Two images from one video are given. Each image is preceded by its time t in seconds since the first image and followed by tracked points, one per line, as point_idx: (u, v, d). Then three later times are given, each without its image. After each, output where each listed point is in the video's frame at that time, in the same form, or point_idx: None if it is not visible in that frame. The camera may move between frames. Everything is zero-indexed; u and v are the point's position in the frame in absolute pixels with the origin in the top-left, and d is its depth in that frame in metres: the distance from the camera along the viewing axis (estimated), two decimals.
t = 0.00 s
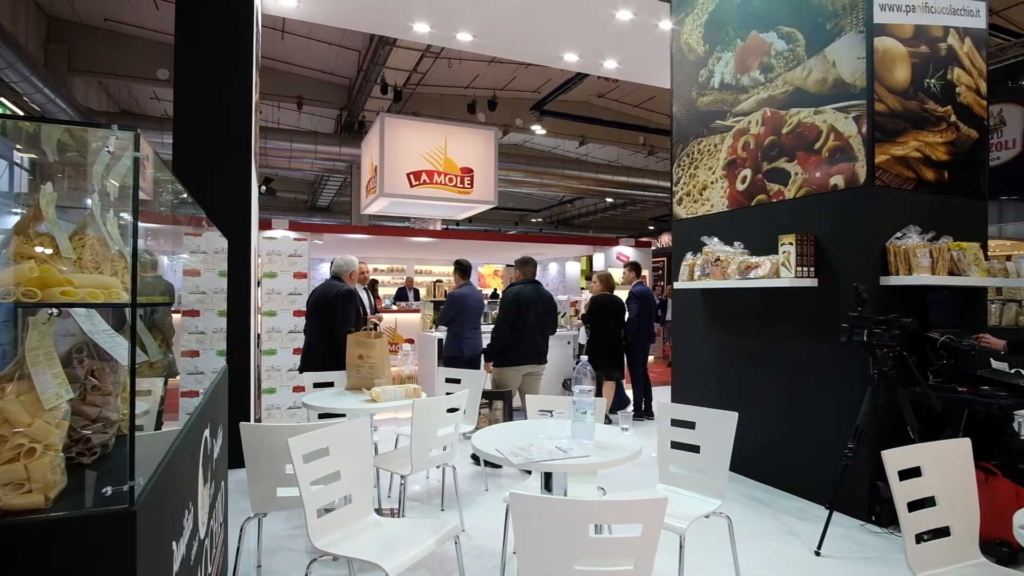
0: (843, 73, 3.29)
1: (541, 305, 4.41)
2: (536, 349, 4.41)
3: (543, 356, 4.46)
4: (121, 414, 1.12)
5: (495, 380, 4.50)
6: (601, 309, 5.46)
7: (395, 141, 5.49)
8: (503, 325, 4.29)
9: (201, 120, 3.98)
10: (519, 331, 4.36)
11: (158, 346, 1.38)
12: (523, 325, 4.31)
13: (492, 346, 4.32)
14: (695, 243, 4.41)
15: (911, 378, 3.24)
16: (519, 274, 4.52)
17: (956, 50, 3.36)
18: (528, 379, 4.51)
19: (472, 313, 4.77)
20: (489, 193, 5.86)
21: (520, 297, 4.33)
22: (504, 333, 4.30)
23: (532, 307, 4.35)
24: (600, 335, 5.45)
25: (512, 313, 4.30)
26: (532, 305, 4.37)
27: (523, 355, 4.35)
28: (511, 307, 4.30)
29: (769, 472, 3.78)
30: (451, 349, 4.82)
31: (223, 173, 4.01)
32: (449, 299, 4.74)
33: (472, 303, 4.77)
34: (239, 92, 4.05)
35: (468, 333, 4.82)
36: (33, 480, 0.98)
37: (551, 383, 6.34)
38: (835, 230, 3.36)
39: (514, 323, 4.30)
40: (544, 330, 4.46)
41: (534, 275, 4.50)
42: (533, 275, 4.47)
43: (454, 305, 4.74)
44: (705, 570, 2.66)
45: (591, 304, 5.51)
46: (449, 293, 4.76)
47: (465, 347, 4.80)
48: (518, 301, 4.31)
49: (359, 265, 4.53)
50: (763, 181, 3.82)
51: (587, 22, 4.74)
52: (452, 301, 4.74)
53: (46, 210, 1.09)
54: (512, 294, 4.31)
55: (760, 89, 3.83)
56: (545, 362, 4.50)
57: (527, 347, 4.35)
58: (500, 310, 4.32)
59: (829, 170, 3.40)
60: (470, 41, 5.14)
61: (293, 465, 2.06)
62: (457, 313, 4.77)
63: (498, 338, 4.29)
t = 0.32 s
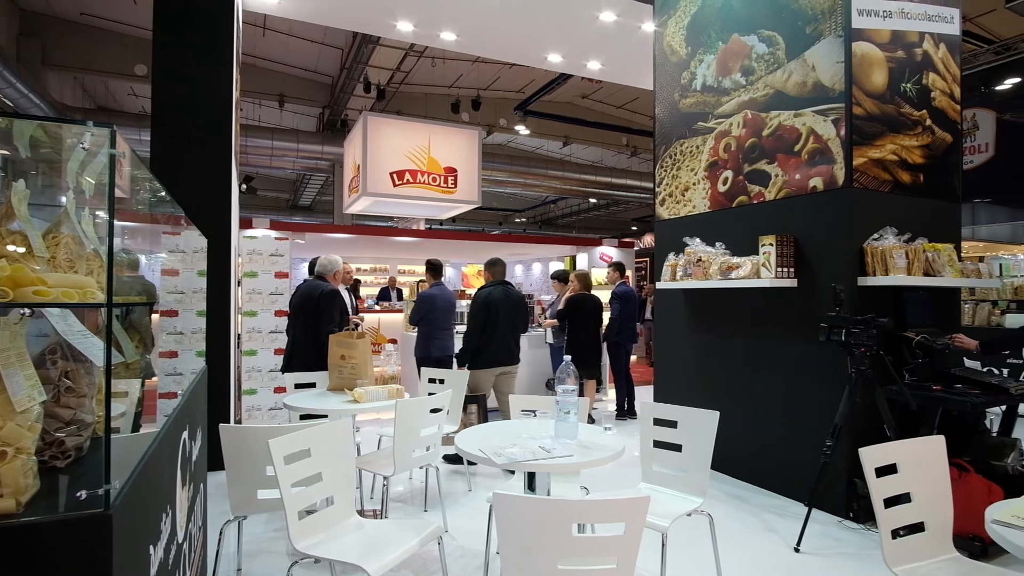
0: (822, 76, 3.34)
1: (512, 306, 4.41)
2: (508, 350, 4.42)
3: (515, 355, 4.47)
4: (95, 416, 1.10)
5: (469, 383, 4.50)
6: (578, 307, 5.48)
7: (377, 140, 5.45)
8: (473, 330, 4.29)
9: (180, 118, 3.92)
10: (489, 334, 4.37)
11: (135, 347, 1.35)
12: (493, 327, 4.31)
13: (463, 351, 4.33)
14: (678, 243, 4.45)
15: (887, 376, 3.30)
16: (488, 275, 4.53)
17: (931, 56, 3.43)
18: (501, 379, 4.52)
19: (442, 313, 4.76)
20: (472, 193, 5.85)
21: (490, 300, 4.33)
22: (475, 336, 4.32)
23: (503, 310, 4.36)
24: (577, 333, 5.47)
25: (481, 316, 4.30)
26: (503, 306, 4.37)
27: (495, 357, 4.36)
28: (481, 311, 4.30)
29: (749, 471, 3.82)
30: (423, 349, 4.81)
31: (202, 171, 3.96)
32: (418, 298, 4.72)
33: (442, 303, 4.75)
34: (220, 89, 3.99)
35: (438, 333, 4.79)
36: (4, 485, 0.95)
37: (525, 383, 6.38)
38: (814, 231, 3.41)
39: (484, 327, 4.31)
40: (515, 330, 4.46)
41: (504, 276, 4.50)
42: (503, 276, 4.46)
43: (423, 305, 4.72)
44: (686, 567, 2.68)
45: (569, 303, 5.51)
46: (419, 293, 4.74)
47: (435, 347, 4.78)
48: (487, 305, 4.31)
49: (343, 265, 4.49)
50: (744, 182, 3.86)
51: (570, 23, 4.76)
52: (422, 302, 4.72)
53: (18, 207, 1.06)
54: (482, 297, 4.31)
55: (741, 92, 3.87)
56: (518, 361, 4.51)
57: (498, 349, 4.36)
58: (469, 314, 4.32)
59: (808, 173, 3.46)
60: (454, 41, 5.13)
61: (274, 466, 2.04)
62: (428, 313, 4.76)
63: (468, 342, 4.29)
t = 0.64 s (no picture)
0: (801, 80, 3.39)
1: (479, 307, 4.45)
2: (476, 349, 4.47)
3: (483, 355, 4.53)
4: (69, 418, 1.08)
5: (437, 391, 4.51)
6: (557, 308, 5.50)
7: (360, 139, 5.41)
8: (444, 332, 4.31)
9: (157, 114, 3.86)
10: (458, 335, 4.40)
11: (111, 347, 1.33)
12: (462, 328, 4.35)
13: (435, 354, 4.34)
14: (660, 244, 4.48)
15: (864, 375, 3.36)
16: (451, 279, 4.55)
17: (907, 61, 3.50)
18: (466, 382, 4.53)
19: (420, 313, 4.75)
20: (456, 193, 5.84)
21: (457, 301, 4.35)
22: (446, 337, 4.33)
23: (471, 310, 4.39)
24: (556, 334, 5.49)
25: (451, 317, 4.32)
26: (470, 306, 4.40)
27: (466, 356, 4.40)
28: (450, 312, 4.32)
29: (731, 469, 3.86)
30: (403, 350, 4.79)
31: (181, 169, 3.90)
32: (396, 299, 4.71)
33: (420, 303, 4.75)
34: (199, 86, 3.93)
35: (417, 334, 4.77)
36: None
37: (492, 384, 6.35)
38: (794, 232, 3.46)
39: (454, 328, 4.33)
40: (482, 330, 4.52)
41: (465, 276, 4.54)
42: (467, 276, 4.52)
43: (401, 306, 4.71)
44: (668, 565, 2.70)
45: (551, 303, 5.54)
46: (396, 294, 4.73)
47: (413, 348, 4.77)
48: (455, 306, 4.34)
49: (327, 264, 4.44)
50: (725, 184, 3.91)
51: (554, 23, 4.77)
52: (400, 303, 4.70)
53: None
54: (450, 298, 4.32)
55: (723, 94, 3.91)
56: (484, 361, 4.57)
57: (468, 349, 4.41)
58: (439, 315, 4.34)
59: (787, 175, 3.51)
60: (438, 40, 5.11)
61: (254, 468, 2.01)
62: (407, 314, 4.75)
63: (440, 344, 4.31)
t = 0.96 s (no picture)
0: (784, 82, 3.43)
1: (456, 305, 4.45)
2: (454, 349, 4.49)
3: (460, 353, 4.55)
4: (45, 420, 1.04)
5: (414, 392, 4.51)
6: (541, 308, 5.51)
7: (345, 137, 5.37)
8: (423, 333, 4.31)
9: (138, 112, 3.80)
10: (437, 334, 4.40)
11: (89, 348, 1.30)
12: (442, 328, 4.34)
13: (415, 355, 4.33)
14: (645, 244, 4.50)
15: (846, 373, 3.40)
16: (427, 279, 4.55)
17: (887, 64, 3.55)
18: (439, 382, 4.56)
19: (404, 313, 4.74)
20: (442, 192, 5.83)
21: (434, 301, 4.34)
22: (426, 337, 4.32)
23: (449, 310, 4.38)
24: (540, 334, 5.51)
25: (430, 317, 4.31)
26: (448, 304, 4.39)
27: (445, 356, 4.41)
28: (428, 312, 4.31)
29: (715, 468, 3.89)
30: (387, 350, 4.78)
31: (163, 166, 3.84)
32: (381, 299, 4.69)
33: (404, 303, 4.74)
34: (181, 83, 3.88)
35: (401, 333, 4.76)
36: None
37: (460, 387, 6.23)
38: (778, 233, 3.49)
39: (433, 328, 4.32)
40: (459, 328, 4.54)
41: (439, 276, 4.55)
42: (442, 275, 4.52)
43: (385, 306, 4.70)
44: (652, 564, 2.71)
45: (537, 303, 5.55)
46: (380, 293, 4.72)
47: (398, 348, 4.77)
48: (433, 306, 4.33)
49: (314, 264, 4.41)
50: (710, 185, 3.94)
51: (540, 23, 4.78)
52: (385, 304, 4.69)
53: None
54: (428, 298, 4.31)
55: (708, 95, 3.94)
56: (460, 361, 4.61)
57: (447, 349, 4.41)
58: (418, 315, 4.31)
59: (771, 176, 3.54)
60: (424, 39, 5.09)
61: (236, 470, 1.98)
62: (391, 314, 4.73)
63: (420, 345, 4.30)
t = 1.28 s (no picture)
0: (766, 85, 3.47)
1: (434, 305, 4.45)
2: (433, 348, 4.49)
3: (440, 353, 4.55)
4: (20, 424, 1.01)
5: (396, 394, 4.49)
6: (525, 309, 5.51)
7: (329, 136, 5.33)
8: (401, 334, 4.29)
9: (118, 109, 3.74)
10: (417, 335, 4.38)
11: (64, 348, 1.27)
12: (423, 328, 4.32)
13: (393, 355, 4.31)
14: (630, 245, 4.53)
15: (826, 373, 3.45)
16: (402, 279, 4.55)
17: (867, 68, 3.61)
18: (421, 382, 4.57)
19: (387, 313, 4.72)
20: (427, 192, 5.81)
21: (412, 301, 4.32)
22: (405, 338, 4.31)
23: (429, 309, 4.37)
24: (525, 334, 5.52)
25: (409, 317, 4.29)
26: (427, 304, 4.38)
27: (424, 355, 4.40)
28: (406, 312, 4.29)
29: (699, 467, 3.92)
30: (371, 351, 4.76)
31: (141, 164, 3.78)
32: (364, 300, 4.68)
33: (387, 303, 4.72)
34: (162, 80, 3.82)
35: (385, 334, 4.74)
36: None
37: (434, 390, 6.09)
38: (760, 234, 3.53)
39: (412, 328, 4.30)
40: (439, 327, 4.55)
41: (415, 276, 4.54)
42: (418, 275, 4.51)
43: (368, 306, 4.68)
44: (637, 562, 2.73)
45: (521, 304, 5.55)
46: (364, 293, 4.70)
47: (380, 348, 4.75)
48: (411, 305, 4.31)
49: (301, 264, 4.37)
50: (693, 186, 3.97)
51: (526, 24, 4.78)
52: (368, 304, 4.67)
53: None
54: (406, 298, 4.29)
55: (692, 97, 3.97)
56: (440, 360, 4.60)
57: (427, 348, 4.42)
58: (396, 316, 4.28)
59: (754, 177, 3.58)
60: (409, 38, 5.07)
61: (218, 472, 1.95)
62: (374, 314, 4.71)
63: (399, 345, 4.28)
